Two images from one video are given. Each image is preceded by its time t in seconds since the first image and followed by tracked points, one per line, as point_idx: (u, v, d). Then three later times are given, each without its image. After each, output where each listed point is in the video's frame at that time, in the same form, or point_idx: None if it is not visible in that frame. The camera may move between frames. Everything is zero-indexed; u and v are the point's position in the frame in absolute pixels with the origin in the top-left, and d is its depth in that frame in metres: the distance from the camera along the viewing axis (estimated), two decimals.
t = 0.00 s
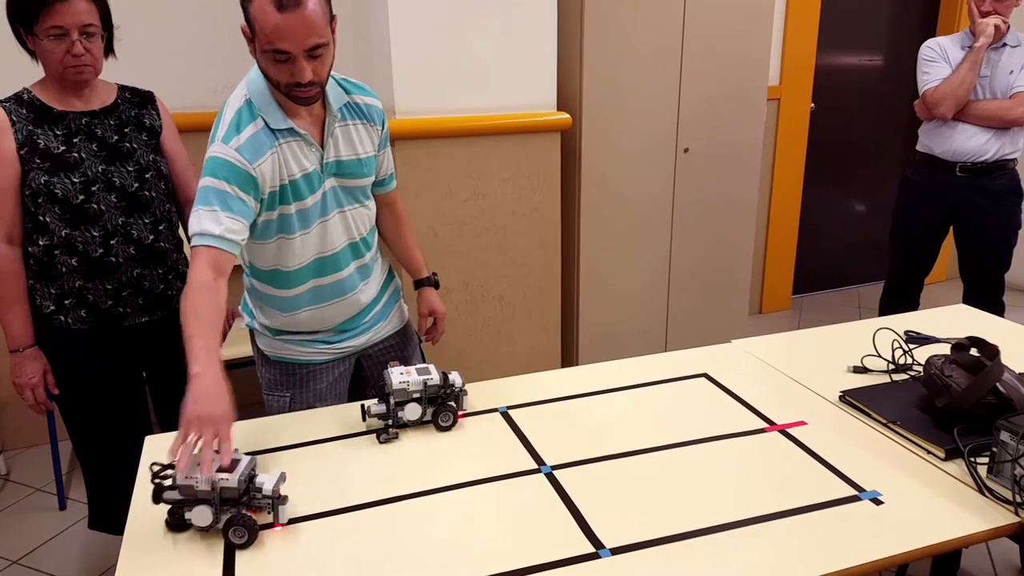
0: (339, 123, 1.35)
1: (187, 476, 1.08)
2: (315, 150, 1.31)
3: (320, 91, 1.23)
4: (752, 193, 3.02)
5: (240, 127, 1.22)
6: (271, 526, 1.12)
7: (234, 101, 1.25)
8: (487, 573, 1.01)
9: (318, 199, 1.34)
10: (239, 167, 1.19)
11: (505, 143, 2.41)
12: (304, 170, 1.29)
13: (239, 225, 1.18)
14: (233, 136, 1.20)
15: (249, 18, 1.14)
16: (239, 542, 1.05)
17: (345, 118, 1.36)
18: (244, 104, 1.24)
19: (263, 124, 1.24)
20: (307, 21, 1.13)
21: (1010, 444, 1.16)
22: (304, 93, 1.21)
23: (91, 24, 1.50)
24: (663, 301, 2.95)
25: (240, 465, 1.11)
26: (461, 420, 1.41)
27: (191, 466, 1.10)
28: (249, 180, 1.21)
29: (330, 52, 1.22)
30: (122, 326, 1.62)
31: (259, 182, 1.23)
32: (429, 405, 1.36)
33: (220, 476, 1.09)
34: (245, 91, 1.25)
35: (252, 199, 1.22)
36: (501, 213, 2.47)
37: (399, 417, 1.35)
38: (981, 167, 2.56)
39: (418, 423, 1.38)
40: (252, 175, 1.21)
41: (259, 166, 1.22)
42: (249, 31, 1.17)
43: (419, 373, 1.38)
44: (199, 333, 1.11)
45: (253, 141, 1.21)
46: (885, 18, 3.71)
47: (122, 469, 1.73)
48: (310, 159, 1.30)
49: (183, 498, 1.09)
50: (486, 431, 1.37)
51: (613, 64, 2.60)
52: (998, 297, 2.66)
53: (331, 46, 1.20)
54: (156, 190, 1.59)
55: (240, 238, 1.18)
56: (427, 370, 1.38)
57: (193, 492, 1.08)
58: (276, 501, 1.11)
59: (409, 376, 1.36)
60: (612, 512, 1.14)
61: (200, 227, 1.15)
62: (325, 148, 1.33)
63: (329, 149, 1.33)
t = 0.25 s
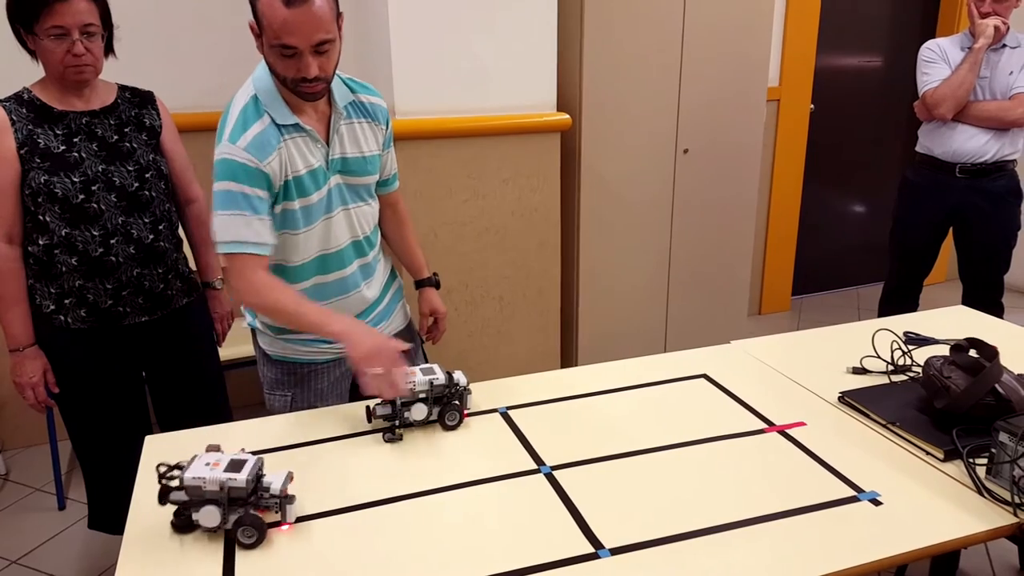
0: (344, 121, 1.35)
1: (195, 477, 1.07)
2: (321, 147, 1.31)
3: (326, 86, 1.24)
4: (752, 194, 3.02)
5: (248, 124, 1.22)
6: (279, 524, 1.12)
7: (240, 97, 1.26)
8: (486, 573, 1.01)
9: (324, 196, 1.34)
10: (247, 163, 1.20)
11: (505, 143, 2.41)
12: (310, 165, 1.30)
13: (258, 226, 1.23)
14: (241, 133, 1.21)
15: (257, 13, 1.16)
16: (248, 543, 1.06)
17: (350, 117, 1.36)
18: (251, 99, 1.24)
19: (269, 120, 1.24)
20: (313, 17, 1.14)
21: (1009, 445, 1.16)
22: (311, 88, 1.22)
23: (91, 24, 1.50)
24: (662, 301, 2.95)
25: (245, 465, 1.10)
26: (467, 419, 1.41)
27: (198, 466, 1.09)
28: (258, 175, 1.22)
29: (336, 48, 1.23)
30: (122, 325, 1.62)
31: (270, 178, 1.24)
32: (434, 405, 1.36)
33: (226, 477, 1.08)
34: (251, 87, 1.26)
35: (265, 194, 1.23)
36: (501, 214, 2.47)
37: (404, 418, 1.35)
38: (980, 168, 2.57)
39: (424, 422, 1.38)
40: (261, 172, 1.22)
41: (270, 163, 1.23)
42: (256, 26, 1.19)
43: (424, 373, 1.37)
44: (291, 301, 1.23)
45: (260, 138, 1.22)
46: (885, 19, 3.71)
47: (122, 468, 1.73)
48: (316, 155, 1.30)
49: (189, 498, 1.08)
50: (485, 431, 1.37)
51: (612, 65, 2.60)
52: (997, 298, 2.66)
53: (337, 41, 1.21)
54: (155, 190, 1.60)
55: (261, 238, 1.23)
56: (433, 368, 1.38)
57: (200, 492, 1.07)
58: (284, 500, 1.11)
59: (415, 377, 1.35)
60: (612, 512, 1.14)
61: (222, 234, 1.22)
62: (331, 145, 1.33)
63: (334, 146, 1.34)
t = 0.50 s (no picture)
0: (353, 119, 1.36)
1: (202, 476, 1.07)
2: (330, 143, 1.32)
3: (331, 84, 1.24)
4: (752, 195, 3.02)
5: (261, 119, 1.24)
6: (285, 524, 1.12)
7: (251, 95, 1.27)
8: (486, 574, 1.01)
9: (334, 190, 1.34)
10: (261, 156, 1.22)
11: (504, 144, 2.41)
12: (321, 160, 1.31)
13: (287, 217, 1.24)
14: (255, 129, 1.23)
15: (262, 10, 1.17)
16: (254, 543, 1.06)
17: (358, 115, 1.37)
18: (261, 96, 1.26)
19: (280, 116, 1.26)
20: (314, 13, 1.15)
21: (1009, 446, 1.16)
22: (314, 85, 1.22)
23: (90, 24, 1.50)
24: (662, 302, 2.95)
25: (252, 465, 1.10)
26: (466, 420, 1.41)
27: (205, 466, 1.10)
28: (272, 168, 1.23)
29: (340, 46, 1.23)
30: (122, 326, 1.62)
31: (289, 171, 1.26)
32: (434, 405, 1.37)
33: (232, 477, 1.08)
34: (262, 85, 1.28)
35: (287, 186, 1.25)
36: (501, 214, 2.47)
37: (405, 417, 1.35)
38: (980, 169, 2.57)
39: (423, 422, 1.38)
40: (280, 166, 1.24)
41: (287, 157, 1.25)
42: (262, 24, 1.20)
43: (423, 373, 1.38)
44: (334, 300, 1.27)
45: (274, 134, 1.24)
46: (884, 20, 3.71)
47: (121, 469, 1.73)
48: (326, 150, 1.31)
49: (196, 498, 1.08)
50: (485, 432, 1.37)
51: (612, 66, 2.60)
52: (997, 299, 2.66)
53: (340, 39, 1.22)
54: (155, 190, 1.60)
55: (292, 228, 1.25)
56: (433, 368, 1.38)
57: (207, 492, 1.08)
58: (290, 501, 1.10)
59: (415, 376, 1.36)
60: (612, 513, 1.14)
61: (256, 229, 1.24)
62: (339, 142, 1.34)
63: (343, 143, 1.34)
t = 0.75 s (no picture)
0: (355, 117, 1.36)
1: (209, 485, 1.05)
2: (330, 140, 1.33)
3: (335, 80, 1.27)
4: (752, 195, 3.02)
5: (255, 114, 1.25)
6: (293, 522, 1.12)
7: (253, 88, 1.29)
8: None
9: (333, 186, 1.33)
10: (249, 151, 1.23)
11: (504, 144, 2.41)
12: (319, 156, 1.30)
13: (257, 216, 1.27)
14: (248, 123, 1.24)
15: (270, 6, 1.20)
16: (269, 544, 1.06)
17: (360, 114, 1.37)
18: (262, 91, 1.27)
19: (278, 111, 1.26)
20: (323, 10, 1.18)
21: (1010, 445, 1.16)
22: (318, 81, 1.25)
23: (88, 24, 1.50)
24: (662, 302, 2.95)
25: (259, 466, 1.10)
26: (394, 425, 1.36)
27: (208, 474, 1.08)
28: (258, 164, 1.24)
29: (346, 43, 1.26)
30: (121, 327, 1.61)
31: (275, 168, 1.26)
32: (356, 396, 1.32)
33: (241, 480, 1.07)
34: (264, 79, 1.29)
35: (269, 183, 1.26)
36: (500, 215, 2.46)
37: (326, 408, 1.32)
38: (980, 169, 2.56)
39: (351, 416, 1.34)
40: (265, 163, 1.24)
41: (274, 154, 1.25)
42: (270, 19, 1.23)
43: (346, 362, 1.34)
44: (267, 292, 1.27)
45: (265, 129, 1.24)
46: (884, 20, 3.71)
47: (120, 470, 1.73)
48: (325, 147, 1.32)
49: (202, 507, 1.07)
50: (485, 433, 1.37)
51: (611, 66, 2.60)
52: (997, 299, 2.66)
53: (347, 37, 1.25)
54: (154, 191, 1.59)
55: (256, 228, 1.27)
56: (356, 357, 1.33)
57: (215, 500, 1.06)
58: (298, 497, 1.13)
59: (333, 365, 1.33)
60: (612, 514, 1.14)
61: (222, 219, 1.26)
62: (340, 139, 1.35)
63: (344, 140, 1.35)
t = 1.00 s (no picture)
0: (341, 115, 1.37)
1: (214, 477, 1.06)
2: (313, 138, 1.34)
3: (319, 73, 1.28)
4: (753, 192, 3.01)
5: (233, 110, 1.27)
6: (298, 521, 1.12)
7: (238, 85, 1.32)
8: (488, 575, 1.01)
9: (316, 184, 1.34)
10: (222, 146, 1.25)
11: (504, 142, 2.40)
12: (300, 154, 1.32)
13: (223, 212, 1.29)
14: (224, 119, 1.26)
15: None
16: (269, 542, 1.06)
17: (348, 112, 1.38)
18: (244, 87, 1.30)
19: (258, 107, 1.28)
20: (304, 2, 1.19)
21: (1011, 444, 1.16)
22: (301, 74, 1.26)
23: (86, 22, 1.49)
24: (662, 300, 2.94)
25: (266, 464, 1.09)
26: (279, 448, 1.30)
27: (215, 466, 1.08)
28: (230, 160, 1.26)
29: (330, 36, 1.27)
30: (120, 325, 1.61)
31: (247, 166, 1.28)
32: (245, 422, 1.27)
33: (246, 476, 1.07)
34: (249, 78, 1.31)
35: (241, 181, 1.28)
36: (500, 213, 2.46)
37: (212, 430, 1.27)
38: (981, 166, 2.56)
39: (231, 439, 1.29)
40: (237, 160, 1.26)
41: (247, 151, 1.27)
42: (254, 13, 1.24)
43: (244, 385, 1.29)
44: (195, 290, 1.28)
45: (240, 125, 1.26)
46: (885, 17, 3.70)
47: (118, 469, 1.73)
48: (307, 145, 1.33)
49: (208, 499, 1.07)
50: (483, 431, 1.36)
51: (612, 63, 2.59)
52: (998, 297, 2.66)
53: (330, 30, 1.25)
54: (152, 189, 1.58)
55: (221, 224, 1.30)
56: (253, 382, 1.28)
57: (219, 493, 1.06)
58: (302, 498, 1.10)
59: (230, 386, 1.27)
60: (612, 513, 1.13)
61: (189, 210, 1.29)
62: (325, 137, 1.36)
63: (329, 138, 1.36)
